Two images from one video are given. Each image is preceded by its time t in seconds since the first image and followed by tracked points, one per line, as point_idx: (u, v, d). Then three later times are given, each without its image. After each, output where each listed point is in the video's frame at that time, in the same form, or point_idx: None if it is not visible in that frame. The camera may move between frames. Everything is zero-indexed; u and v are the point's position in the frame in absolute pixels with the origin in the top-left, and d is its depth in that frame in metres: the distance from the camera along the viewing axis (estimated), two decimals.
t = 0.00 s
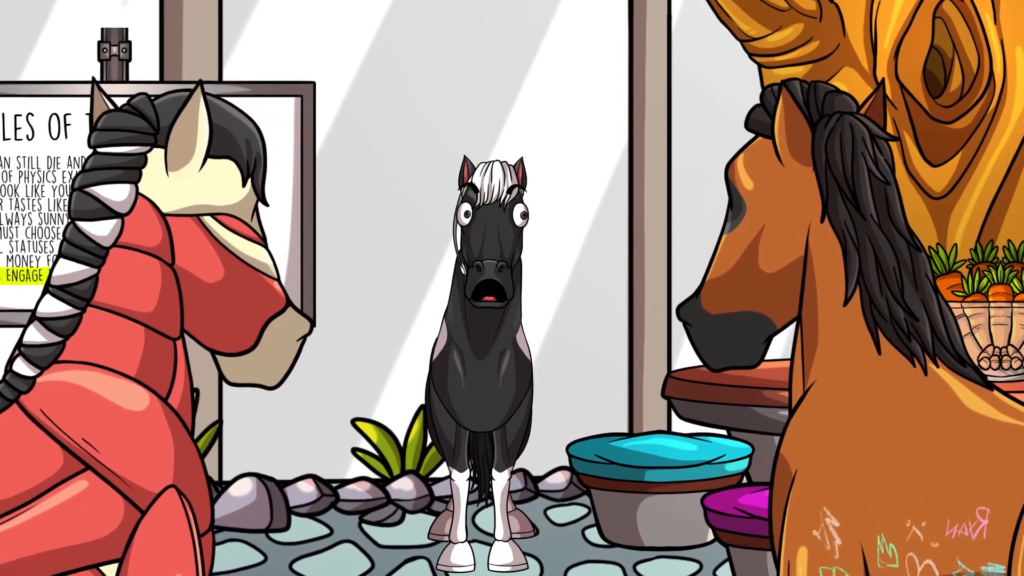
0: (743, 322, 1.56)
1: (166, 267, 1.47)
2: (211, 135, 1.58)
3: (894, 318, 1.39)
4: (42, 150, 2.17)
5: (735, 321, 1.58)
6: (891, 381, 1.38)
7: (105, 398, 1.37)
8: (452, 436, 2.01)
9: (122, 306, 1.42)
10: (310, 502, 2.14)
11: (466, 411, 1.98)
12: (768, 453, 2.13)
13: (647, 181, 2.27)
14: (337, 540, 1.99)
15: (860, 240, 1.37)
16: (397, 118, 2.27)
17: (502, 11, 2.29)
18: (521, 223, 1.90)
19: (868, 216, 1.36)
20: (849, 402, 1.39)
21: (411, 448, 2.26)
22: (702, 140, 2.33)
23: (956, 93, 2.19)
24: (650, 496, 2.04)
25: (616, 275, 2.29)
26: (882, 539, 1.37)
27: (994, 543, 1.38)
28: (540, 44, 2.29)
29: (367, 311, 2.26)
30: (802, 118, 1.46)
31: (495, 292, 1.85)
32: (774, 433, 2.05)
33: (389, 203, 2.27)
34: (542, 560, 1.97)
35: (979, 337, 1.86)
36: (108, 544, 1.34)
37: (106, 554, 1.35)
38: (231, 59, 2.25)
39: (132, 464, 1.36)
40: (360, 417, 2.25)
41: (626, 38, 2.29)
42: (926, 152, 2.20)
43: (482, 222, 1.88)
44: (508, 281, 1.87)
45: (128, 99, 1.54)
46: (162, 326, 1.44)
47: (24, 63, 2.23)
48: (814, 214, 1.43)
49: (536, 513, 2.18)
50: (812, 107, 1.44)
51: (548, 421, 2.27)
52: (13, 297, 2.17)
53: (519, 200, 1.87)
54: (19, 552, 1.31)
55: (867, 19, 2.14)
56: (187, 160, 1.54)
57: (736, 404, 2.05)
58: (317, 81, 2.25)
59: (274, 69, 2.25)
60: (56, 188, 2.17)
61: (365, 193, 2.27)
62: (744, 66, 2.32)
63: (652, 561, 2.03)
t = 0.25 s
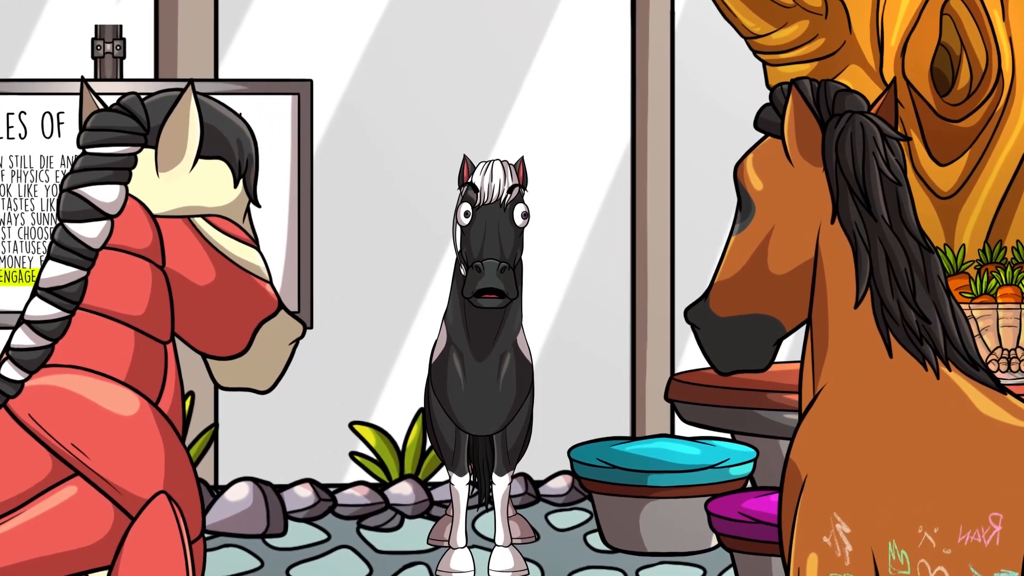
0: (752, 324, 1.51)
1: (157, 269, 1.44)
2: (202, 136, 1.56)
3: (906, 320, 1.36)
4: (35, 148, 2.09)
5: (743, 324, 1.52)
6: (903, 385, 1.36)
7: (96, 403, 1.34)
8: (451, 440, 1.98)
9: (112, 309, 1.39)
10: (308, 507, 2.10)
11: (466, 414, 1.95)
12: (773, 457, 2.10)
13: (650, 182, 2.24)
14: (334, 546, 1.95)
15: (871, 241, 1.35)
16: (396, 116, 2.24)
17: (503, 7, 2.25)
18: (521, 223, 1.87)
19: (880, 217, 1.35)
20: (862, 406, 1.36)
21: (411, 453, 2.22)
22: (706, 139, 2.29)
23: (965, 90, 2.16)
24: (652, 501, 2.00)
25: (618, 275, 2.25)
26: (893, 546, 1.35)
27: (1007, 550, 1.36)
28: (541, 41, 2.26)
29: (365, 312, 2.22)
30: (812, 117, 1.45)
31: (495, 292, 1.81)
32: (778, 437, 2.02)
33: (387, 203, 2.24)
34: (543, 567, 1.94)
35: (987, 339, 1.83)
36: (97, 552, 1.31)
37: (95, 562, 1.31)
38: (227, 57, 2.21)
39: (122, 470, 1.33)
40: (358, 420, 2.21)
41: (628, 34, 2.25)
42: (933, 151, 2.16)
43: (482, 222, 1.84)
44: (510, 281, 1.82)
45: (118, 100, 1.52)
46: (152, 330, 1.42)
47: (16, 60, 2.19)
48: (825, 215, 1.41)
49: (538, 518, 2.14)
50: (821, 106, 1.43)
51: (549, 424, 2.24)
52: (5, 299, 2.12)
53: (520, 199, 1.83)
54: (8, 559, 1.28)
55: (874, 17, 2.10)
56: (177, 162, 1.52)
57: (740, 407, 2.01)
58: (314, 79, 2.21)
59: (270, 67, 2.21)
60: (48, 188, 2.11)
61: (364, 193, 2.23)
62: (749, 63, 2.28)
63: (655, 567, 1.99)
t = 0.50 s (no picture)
0: (762, 327, 1.46)
1: (147, 272, 1.41)
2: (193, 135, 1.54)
3: (918, 323, 1.34)
4: (27, 147, 2.04)
5: (753, 328, 1.47)
6: (915, 389, 1.33)
7: (84, 407, 1.31)
8: (451, 444, 1.94)
9: (101, 313, 1.36)
10: (305, 512, 2.07)
11: (466, 418, 1.91)
12: (778, 461, 2.06)
13: (653, 181, 2.20)
14: (332, 551, 1.91)
15: (882, 243, 1.33)
16: (394, 114, 2.20)
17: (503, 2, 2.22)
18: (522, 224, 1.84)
19: (891, 219, 1.32)
20: (869, 409, 1.34)
21: (409, 458, 2.18)
22: (710, 137, 2.25)
23: (973, 88, 2.12)
24: (655, 506, 1.96)
25: (620, 276, 2.22)
26: (905, 552, 1.32)
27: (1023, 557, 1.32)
28: (542, 38, 2.22)
29: (363, 314, 2.19)
30: (822, 116, 1.42)
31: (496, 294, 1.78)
32: (783, 440, 1.98)
33: (386, 202, 2.20)
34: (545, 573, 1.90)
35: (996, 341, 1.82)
36: (85, 560, 1.27)
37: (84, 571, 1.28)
38: (223, 54, 2.17)
39: (112, 476, 1.30)
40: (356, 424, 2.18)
41: (631, 31, 2.22)
42: (941, 151, 2.12)
43: (482, 222, 1.81)
44: (510, 283, 1.79)
45: (107, 99, 1.49)
46: (141, 333, 1.39)
47: (8, 58, 2.16)
48: (836, 216, 1.38)
49: (539, 524, 2.10)
50: (832, 105, 1.39)
51: (550, 427, 2.21)
52: None
53: (521, 199, 1.79)
54: None
55: (881, 14, 2.07)
56: (168, 163, 1.50)
57: (743, 410, 1.98)
58: (311, 76, 2.18)
59: (266, 65, 2.18)
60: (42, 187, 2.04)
61: (362, 193, 2.20)
62: (753, 61, 2.24)
63: (658, 573, 1.95)
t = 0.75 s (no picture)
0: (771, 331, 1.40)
1: (136, 275, 1.38)
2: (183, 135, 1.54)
3: (930, 326, 1.31)
4: (20, 145, 1.98)
5: (762, 331, 1.40)
6: (927, 393, 1.31)
7: (72, 411, 1.28)
8: (450, 449, 1.90)
9: (90, 315, 1.33)
10: (302, 517, 2.03)
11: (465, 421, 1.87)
12: (784, 466, 2.03)
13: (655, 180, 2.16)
14: (330, 557, 1.87)
15: (894, 245, 1.29)
16: (392, 112, 2.16)
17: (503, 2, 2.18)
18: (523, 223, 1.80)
19: (904, 220, 1.29)
20: (881, 413, 1.31)
21: (407, 462, 2.15)
22: (713, 136, 2.22)
23: (981, 87, 2.08)
24: (659, 511, 1.93)
25: (622, 277, 2.18)
26: (917, 561, 1.29)
27: None
28: (543, 34, 2.18)
29: (361, 315, 2.15)
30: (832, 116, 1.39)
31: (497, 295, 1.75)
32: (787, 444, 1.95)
33: (384, 202, 2.17)
34: None
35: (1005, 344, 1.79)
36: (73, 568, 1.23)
37: None
38: (218, 52, 2.14)
39: (101, 481, 1.26)
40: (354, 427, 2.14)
41: (633, 28, 2.18)
42: (950, 150, 2.09)
43: (482, 222, 1.77)
44: (510, 284, 1.76)
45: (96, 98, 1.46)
46: (131, 337, 1.36)
47: None
48: (847, 217, 1.35)
49: (540, 529, 2.06)
50: (842, 104, 1.37)
51: (551, 430, 2.17)
52: None
53: (522, 198, 1.76)
54: None
55: (887, 11, 2.03)
56: (157, 165, 1.48)
57: (747, 414, 1.94)
58: (308, 74, 2.14)
59: (262, 62, 2.14)
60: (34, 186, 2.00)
61: (360, 193, 2.16)
62: (757, 58, 2.20)
63: None
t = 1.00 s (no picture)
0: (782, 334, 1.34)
1: (125, 278, 1.35)
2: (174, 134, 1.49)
3: (944, 330, 1.27)
4: (12, 144, 1.92)
5: (773, 334, 1.35)
6: (940, 397, 1.28)
7: (61, 417, 1.25)
8: (450, 453, 1.87)
9: (78, 319, 1.30)
10: (298, 522, 1.99)
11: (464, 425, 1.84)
12: (789, 470, 2.00)
13: (659, 178, 2.13)
14: (327, 563, 1.84)
15: (906, 246, 1.26)
16: (391, 110, 2.13)
17: None
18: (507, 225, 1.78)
19: (916, 221, 1.26)
20: (892, 419, 1.28)
21: (406, 466, 2.11)
22: (717, 135, 2.18)
23: (990, 85, 2.05)
24: (661, 516, 1.89)
25: (625, 278, 2.14)
26: (931, 567, 1.27)
27: None
28: (544, 30, 2.15)
29: (359, 317, 2.11)
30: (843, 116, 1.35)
31: (481, 299, 1.72)
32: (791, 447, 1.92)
33: (382, 201, 2.13)
34: None
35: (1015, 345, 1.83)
36: None
37: None
38: (214, 49, 2.10)
39: (90, 488, 1.23)
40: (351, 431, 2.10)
41: (636, 25, 2.14)
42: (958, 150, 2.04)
43: (466, 225, 1.76)
44: (495, 286, 1.74)
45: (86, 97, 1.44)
46: (120, 340, 1.32)
47: None
48: (858, 219, 1.31)
49: (541, 534, 2.03)
50: (854, 104, 1.33)
51: (552, 434, 2.14)
52: None
53: (506, 199, 1.74)
54: None
55: (894, 8, 1.97)
56: (147, 164, 1.45)
57: (752, 418, 1.90)
58: (305, 72, 2.11)
59: (258, 60, 2.11)
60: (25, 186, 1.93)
61: (359, 193, 2.13)
62: (761, 55, 2.17)
63: None
